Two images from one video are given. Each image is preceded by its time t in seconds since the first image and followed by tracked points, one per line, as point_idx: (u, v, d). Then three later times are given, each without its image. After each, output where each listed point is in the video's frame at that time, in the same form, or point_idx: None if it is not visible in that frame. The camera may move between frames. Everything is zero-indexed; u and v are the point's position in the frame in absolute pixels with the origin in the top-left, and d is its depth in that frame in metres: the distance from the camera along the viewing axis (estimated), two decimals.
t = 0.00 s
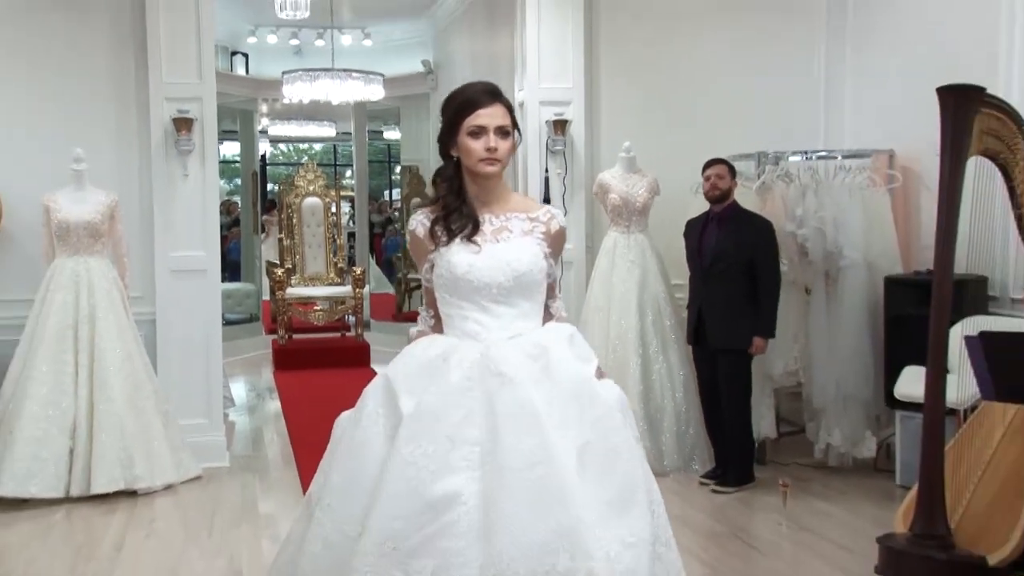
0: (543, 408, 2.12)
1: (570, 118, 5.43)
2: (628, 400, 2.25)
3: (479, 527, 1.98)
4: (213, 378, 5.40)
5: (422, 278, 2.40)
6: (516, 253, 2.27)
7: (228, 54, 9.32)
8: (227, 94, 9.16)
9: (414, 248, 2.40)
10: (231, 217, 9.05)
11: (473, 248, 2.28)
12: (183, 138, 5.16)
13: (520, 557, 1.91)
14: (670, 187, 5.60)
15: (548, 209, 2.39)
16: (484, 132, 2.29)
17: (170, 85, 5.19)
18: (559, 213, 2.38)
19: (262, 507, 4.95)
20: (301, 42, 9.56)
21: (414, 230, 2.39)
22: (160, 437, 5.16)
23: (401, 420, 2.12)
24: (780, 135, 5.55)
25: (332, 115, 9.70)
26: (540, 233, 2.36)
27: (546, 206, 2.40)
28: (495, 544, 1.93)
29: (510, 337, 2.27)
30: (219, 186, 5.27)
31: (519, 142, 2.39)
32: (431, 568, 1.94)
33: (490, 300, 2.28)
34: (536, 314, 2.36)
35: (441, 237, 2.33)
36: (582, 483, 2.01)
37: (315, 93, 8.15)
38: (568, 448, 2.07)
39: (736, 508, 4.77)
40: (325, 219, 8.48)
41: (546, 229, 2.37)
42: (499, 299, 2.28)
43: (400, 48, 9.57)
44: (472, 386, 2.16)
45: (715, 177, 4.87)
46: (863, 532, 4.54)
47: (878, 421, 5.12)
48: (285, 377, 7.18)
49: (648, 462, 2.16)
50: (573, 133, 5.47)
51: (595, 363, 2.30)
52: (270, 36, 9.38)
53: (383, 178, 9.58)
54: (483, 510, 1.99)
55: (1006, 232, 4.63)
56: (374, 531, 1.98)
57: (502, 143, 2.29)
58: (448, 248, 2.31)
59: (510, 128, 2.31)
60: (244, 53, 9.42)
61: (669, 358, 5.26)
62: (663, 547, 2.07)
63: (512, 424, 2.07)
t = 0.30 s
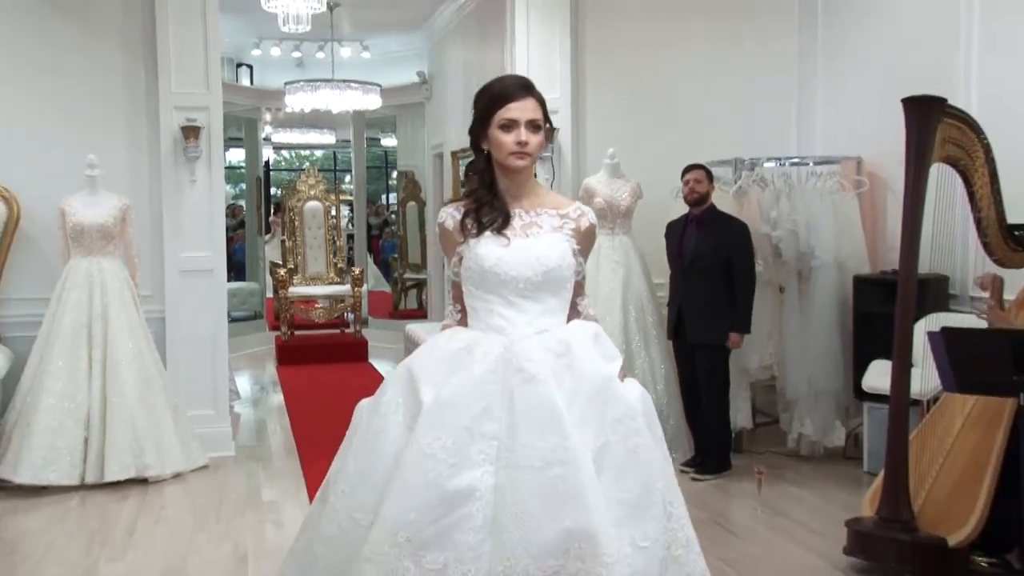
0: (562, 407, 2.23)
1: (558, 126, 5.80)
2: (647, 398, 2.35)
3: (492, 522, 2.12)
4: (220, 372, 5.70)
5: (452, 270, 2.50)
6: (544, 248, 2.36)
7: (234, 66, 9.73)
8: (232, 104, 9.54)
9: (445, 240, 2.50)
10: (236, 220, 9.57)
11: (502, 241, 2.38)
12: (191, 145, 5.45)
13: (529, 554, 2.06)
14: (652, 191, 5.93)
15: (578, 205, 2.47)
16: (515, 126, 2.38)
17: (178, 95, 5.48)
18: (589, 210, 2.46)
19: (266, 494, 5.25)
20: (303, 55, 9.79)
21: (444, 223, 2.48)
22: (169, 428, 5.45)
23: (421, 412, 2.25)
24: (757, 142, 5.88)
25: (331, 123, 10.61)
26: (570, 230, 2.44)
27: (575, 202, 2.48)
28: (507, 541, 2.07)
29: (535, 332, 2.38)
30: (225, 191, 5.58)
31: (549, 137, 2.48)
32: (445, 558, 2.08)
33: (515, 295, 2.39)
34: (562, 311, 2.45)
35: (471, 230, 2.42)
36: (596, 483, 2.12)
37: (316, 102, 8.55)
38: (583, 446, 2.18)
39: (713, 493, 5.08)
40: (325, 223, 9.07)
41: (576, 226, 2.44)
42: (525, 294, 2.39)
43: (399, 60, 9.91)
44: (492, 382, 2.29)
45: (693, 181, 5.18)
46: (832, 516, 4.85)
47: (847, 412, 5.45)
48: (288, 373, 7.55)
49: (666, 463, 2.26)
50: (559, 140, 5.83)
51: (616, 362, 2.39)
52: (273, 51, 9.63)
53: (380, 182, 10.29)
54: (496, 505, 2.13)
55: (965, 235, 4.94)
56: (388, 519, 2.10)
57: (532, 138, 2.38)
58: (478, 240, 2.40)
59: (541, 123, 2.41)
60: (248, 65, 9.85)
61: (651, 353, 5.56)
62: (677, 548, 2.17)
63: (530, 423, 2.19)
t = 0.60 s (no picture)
0: (576, 405, 2.19)
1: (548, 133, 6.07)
2: (657, 400, 2.32)
3: (503, 521, 2.05)
4: (228, 366, 6.02)
5: (461, 273, 2.43)
6: (557, 252, 2.32)
7: (240, 75, 10.05)
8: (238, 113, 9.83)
9: (453, 243, 2.42)
10: (243, 221, 10.04)
11: (515, 245, 2.32)
12: (201, 151, 5.74)
13: (542, 552, 1.99)
14: (637, 194, 6.24)
15: (586, 209, 2.45)
16: (526, 132, 2.32)
17: (188, 103, 5.77)
18: (597, 214, 2.44)
19: (272, 482, 5.55)
20: (306, 65, 10.16)
21: (454, 226, 2.41)
22: (179, 419, 5.74)
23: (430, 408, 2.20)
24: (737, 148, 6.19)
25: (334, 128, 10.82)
26: (580, 233, 2.42)
27: (585, 206, 2.45)
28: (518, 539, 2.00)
29: (547, 334, 2.34)
30: (233, 194, 5.88)
31: (560, 141, 2.41)
32: (453, 557, 2.00)
33: (527, 298, 2.33)
34: (571, 314, 2.42)
35: (482, 233, 2.36)
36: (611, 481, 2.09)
37: (319, 110, 8.89)
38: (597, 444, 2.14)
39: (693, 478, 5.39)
40: (327, 224, 9.44)
41: (586, 229, 2.42)
42: (537, 297, 2.34)
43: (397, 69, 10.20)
44: (504, 380, 2.24)
45: (676, 184, 5.48)
46: (805, 501, 5.15)
47: (821, 403, 5.76)
48: (293, 367, 7.94)
49: (677, 465, 2.23)
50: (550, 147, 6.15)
51: (626, 362, 2.36)
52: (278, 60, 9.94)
53: (380, 185, 10.71)
54: (507, 503, 2.06)
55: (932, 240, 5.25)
56: (396, 515, 2.04)
57: (545, 144, 2.32)
58: (490, 244, 2.34)
59: (554, 127, 2.34)
60: (254, 75, 10.20)
61: (637, 347, 5.87)
62: (686, 550, 2.16)
63: (544, 421, 2.15)
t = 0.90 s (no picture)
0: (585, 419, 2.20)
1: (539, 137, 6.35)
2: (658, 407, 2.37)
3: (517, 541, 2.07)
4: (235, 359, 6.32)
5: (457, 283, 2.38)
6: (558, 262, 2.29)
7: (246, 83, 10.31)
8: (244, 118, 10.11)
9: (451, 253, 2.37)
10: (248, 221, 10.76)
11: (517, 255, 2.28)
12: (209, 154, 6.04)
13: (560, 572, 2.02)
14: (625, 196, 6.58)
15: (585, 219, 2.42)
16: (525, 140, 2.30)
17: (197, 109, 6.07)
18: (596, 224, 2.41)
19: (277, 469, 5.87)
20: (309, 74, 10.36)
21: (451, 234, 2.36)
22: (189, 409, 6.05)
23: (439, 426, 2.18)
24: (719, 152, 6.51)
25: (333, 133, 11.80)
26: (578, 243, 2.39)
27: (583, 215, 2.42)
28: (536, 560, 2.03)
29: (550, 345, 2.33)
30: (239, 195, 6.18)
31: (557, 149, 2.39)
32: None
33: (529, 309, 2.30)
34: (570, 324, 2.40)
35: (481, 243, 2.31)
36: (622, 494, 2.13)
37: (321, 116, 9.20)
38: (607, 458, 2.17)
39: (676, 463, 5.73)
40: (328, 224, 9.75)
41: (584, 239, 2.40)
42: (539, 308, 2.30)
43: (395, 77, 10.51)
44: (512, 394, 2.23)
45: (659, 187, 5.80)
46: (781, 486, 5.47)
47: (797, 393, 6.10)
48: (299, 360, 8.30)
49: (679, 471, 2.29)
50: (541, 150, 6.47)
51: (626, 369, 2.38)
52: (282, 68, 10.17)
53: (379, 186, 11.33)
54: (521, 523, 2.08)
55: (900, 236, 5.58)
56: (413, 541, 2.03)
57: (545, 152, 2.30)
58: (491, 254, 2.29)
59: (551, 137, 2.32)
60: (260, 82, 10.43)
61: (623, 340, 6.20)
62: (690, 553, 2.24)
63: (555, 437, 2.16)
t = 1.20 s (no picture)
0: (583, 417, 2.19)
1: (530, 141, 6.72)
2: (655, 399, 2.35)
3: (516, 544, 2.08)
4: (241, 353, 6.65)
5: (443, 279, 2.36)
6: (549, 253, 2.28)
7: (252, 90, 11.18)
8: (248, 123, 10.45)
9: (436, 248, 2.35)
10: (254, 221, 11.35)
11: (507, 246, 2.27)
12: (216, 158, 6.34)
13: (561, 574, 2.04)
14: (611, 198, 6.95)
15: (572, 208, 2.43)
16: (516, 127, 2.28)
17: (204, 116, 6.38)
18: (584, 213, 2.42)
19: (280, 458, 6.19)
20: (312, 81, 10.62)
21: (438, 228, 2.33)
22: (198, 401, 6.37)
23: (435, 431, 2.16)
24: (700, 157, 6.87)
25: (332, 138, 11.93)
26: (567, 232, 2.39)
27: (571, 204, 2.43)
28: (537, 564, 2.04)
29: (544, 340, 2.31)
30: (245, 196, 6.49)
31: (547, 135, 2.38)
32: None
33: (522, 303, 2.29)
34: (562, 317, 2.39)
35: (470, 236, 2.30)
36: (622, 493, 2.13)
37: (323, 121, 9.55)
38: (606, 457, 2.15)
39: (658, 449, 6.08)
40: (329, 225, 10.11)
41: (572, 228, 2.40)
42: (531, 302, 2.29)
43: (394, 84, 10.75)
44: (508, 394, 2.22)
45: (641, 190, 6.13)
46: (757, 471, 5.82)
47: (773, 384, 6.46)
48: (303, 354, 8.68)
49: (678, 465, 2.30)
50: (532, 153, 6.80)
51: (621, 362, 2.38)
52: (286, 76, 10.40)
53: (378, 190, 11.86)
54: (520, 527, 2.09)
55: (869, 234, 5.92)
56: (411, 550, 2.02)
57: (536, 139, 2.28)
58: (480, 247, 2.28)
59: (542, 124, 2.31)
60: (264, 89, 11.25)
61: (609, 335, 6.55)
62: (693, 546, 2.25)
63: (552, 437, 2.15)
